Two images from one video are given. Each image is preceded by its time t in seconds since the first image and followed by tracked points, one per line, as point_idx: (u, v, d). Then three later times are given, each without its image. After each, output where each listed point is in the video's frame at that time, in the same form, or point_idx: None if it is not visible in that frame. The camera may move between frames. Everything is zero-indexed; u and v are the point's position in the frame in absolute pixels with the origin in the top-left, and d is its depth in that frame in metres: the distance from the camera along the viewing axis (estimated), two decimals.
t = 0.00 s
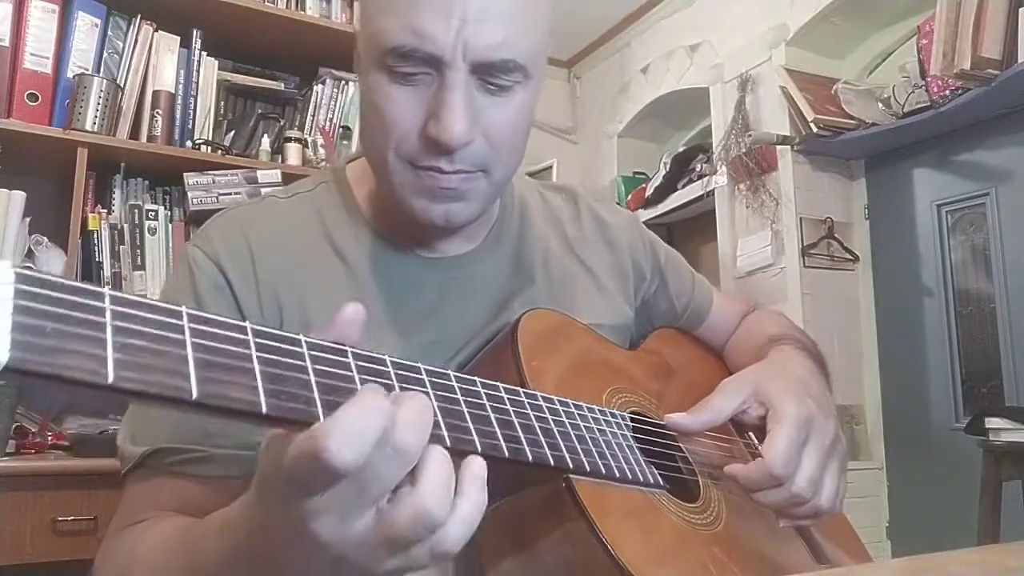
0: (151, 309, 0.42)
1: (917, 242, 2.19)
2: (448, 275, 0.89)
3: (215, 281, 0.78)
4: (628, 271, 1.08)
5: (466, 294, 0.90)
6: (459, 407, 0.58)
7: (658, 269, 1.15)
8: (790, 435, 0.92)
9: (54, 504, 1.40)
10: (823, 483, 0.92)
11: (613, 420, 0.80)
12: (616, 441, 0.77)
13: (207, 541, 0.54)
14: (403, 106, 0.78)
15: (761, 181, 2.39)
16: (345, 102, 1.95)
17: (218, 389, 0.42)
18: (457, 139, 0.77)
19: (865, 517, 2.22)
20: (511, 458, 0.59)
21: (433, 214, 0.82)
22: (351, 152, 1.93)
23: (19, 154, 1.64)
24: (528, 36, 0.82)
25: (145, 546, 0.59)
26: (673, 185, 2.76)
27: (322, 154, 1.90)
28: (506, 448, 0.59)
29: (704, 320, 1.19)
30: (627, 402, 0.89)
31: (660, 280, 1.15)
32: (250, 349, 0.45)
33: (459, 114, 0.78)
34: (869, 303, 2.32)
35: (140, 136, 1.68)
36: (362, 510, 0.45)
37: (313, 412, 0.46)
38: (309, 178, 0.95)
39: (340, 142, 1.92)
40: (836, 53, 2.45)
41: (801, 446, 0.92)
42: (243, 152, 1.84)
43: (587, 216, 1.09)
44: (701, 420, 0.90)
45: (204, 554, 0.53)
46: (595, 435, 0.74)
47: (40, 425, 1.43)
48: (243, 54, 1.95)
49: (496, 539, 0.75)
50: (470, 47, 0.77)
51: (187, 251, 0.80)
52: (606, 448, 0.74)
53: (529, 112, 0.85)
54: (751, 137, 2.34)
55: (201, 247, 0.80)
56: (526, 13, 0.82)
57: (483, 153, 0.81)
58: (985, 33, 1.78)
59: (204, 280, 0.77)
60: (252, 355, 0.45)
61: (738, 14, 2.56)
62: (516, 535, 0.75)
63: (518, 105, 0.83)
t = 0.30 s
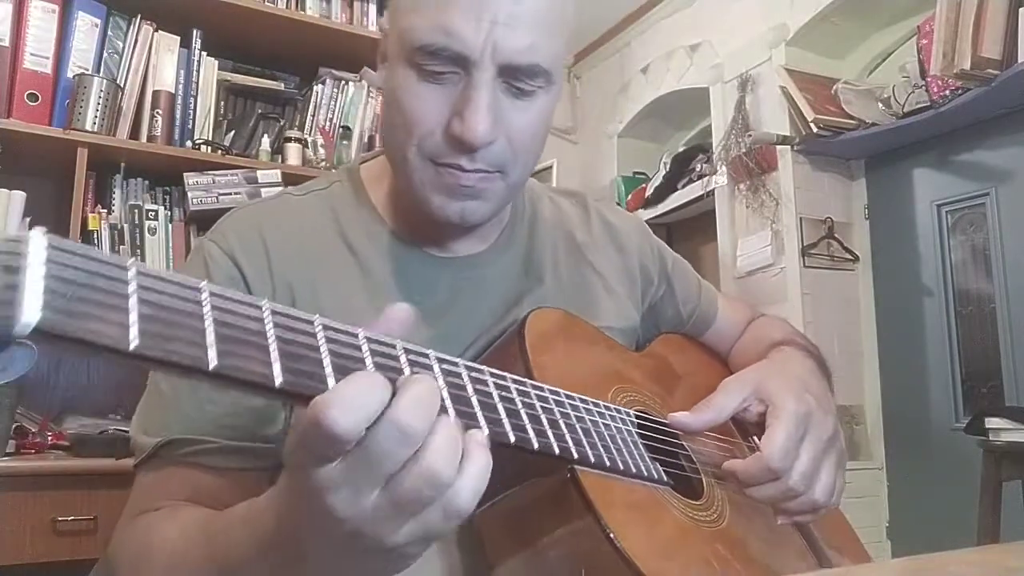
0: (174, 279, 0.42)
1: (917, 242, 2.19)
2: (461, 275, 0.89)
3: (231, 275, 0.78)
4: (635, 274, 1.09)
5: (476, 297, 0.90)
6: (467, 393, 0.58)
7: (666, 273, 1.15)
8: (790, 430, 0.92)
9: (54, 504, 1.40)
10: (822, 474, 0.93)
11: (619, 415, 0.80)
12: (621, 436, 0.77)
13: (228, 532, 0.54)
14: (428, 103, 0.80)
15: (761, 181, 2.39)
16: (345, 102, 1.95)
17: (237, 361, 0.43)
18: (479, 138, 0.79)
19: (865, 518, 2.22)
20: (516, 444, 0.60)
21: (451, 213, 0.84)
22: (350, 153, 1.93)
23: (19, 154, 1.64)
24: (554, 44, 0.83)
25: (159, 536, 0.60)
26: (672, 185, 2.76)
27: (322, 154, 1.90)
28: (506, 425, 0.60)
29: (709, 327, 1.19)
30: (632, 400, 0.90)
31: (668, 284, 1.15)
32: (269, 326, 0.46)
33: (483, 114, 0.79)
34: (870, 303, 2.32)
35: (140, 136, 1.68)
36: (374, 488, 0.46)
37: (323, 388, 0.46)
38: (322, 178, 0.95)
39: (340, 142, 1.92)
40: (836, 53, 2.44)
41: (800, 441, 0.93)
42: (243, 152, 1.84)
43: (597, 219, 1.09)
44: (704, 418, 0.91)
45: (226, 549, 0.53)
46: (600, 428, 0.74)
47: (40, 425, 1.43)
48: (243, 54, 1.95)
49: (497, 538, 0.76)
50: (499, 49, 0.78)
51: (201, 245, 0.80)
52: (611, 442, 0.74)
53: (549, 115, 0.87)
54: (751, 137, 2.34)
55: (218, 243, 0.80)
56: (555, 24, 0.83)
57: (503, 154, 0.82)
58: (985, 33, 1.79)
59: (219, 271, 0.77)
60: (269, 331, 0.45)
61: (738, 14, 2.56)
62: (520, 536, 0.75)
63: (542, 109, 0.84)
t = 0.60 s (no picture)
0: (207, 262, 0.45)
1: (917, 241, 2.19)
2: (475, 274, 0.90)
3: (249, 266, 0.78)
4: (651, 276, 1.11)
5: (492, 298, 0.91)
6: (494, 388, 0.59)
7: (678, 275, 1.17)
8: (810, 445, 0.93)
9: (53, 503, 1.40)
10: (835, 491, 0.94)
11: (634, 414, 0.80)
12: (636, 434, 0.77)
13: (286, 525, 0.56)
14: (466, 100, 0.80)
15: (761, 181, 2.39)
16: (345, 102, 1.95)
17: (265, 344, 0.45)
18: (518, 140, 0.79)
19: (864, 517, 2.22)
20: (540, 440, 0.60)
21: (476, 212, 0.84)
22: (350, 153, 1.93)
23: (19, 154, 1.64)
24: (597, 49, 0.84)
25: (192, 525, 0.61)
26: (673, 186, 2.76)
27: (322, 154, 1.90)
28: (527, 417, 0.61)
29: (723, 327, 1.21)
30: (647, 399, 0.91)
31: (681, 286, 1.17)
32: (297, 312, 0.48)
33: (523, 115, 0.79)
34: (869, 303, 2.32)
35: (140, 136, 1.68)
36: (396, 468, 0.46)
37: (350, 374, 0.48)
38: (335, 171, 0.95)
39: (340, 142, 1.92)
40: (836, 53, 2.44)
41: (818, 456, 0.94)
42: (243, 152, 1.84)
43: (610, 218, 1.12)
44: (721, 421, 0.91)
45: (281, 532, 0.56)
46: (616, 426, 0.74)
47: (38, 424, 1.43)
48: (243, 54, 1.95)
49: (512, 534, 0.75)
50: (545, 54, 0.79)
51: (215, 237, 0.80)
52: (627, 440, 0.74)
53: (580, 121, 0.87)
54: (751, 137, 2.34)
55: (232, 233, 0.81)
56: (598, 30, 0.84)
57: (536, 157, 0.82)
58: (985, 33, 1.78)
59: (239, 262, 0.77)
60: (296, 315, 0.48)
61: (738, 14, 2.56)
62: (535, 532, 0.75)
63: (576, 116, 0.85)
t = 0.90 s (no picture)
0: (245, 252, 0.45)
1: (917, 241, 2.19)
2: (487, 276, 0.91)
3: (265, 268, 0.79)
4: (668, 280, 1.12)
5: (508, 299, 0.92)
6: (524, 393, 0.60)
7: (695, 275, 1.17)
8: (828, 456, 0.93)
9: (53, 504, 1.40)
10: (849, 503, 0.94)
11: (655, 417, 0.80)
12: (657, 439, 0.77)
13: (320, 522, 0.57)
14: (494, 113, 0.79)
15: (761, 181, 2.39)
16: (345, 102, 1.95)
17: (306, 341, 0.45)
18: (545, 158, 0.78)
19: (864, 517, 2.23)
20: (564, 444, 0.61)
21: (493, 221, 0.84)
22: (350, 153, 1.93)
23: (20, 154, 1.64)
24: (630, 65, 0.84)
25: (216, 535, 0.61)
26: (673, 186, 2.77)
27: (322, 154, 1.90)
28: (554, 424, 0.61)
29: (738, 328, 1.21)
30: (664, 401, 0.91)
31: (698, 287, 1.17)
32: (335, 307, 0.48)
33: (551, 133, 0.78)
34: (869, 302, 2.32)
35: (140, 136, 1.68)
36: (445, 470, 0.47)
37: (387, 374, 0.48)
38: (349, 167, 0.95)
39: (340, 142, 1.92)
40: (836, 53, 2.44)
41: (833, 467, 0.93)
42: (243, 152, 1.84)
43: (628, 219, 1.12)
44: (739, 426, 0.92)
45: (312, 532, 0.57)
46: (639, 430, 0.75)
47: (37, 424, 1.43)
48: (243, 54, 1.95)
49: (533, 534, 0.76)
50: (579, 70, 0.78)
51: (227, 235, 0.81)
52: (649, 445, 0.75)
53: (607, 136, 0.87)
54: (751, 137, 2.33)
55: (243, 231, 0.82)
56: (634, 47, 0.84)
57: (560, 173, 0.82)
58: (985, 33, 1.78)
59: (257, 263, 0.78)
60: (335, 311, 0.48)
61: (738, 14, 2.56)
62: (551, 531, 0.75)
63: (602, 131, 0.85)
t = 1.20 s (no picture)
0: (248, 254, 0.45)
1: (917, 241, 2.19)
2: (490, 278, 0.91)
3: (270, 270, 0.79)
4: (675, 280, 1.12)
5: (513, 300, 0.92)
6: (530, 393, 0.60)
7: (701, 275, 1.17)
8: (832, 451, 0.93)
9: (53, 504, 1.40)
10: (851, 498, 0.93)
11: (659, 418, 0.81)
12: (662, 442, 0.77)
13: (316, 523, 0.57)
14: (499, 110, 0.79)
15: (761, 181, 2.39)
16: (345, 102, 1.94)
17: (308, 344, 0.45)
18: (550, 155, 0.78)
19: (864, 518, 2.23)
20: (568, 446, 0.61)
21: (498, 221, 0.83)
22: (350, 153, 1.93)
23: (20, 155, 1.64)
24: (637, 65, 0.84)
25: (215, 535, 0.61)
26: (674, 185, 2.76)
27: (322, 154, 1.90)
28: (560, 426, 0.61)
29: (743, 328, 1.22)
30: (669, 402, 0.91)
31: (703, 285, 1.17)
32: (338, 309, 0.48)
33: (556, 131, 0.78)
34: (870, 302, 2.32)
35: (140, 136, 1.68)
36: (447, 480, 0.46)
37: (391, 380, 0.48)
38: (354, 165, 0.95)
39: (340, 142, 1.92)
40: (836, 53, 2.44)
41: (831, 461, 0.93)
42: (243, 152, 1.84)
43: (633, 219, 1.12)
44: (744, 426, 0.92)
45: (308, 533, 0.57)
46: (643, 433, 0.75)
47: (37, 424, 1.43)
48: (243, 54, 1.95)
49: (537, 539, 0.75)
50: (584, 67, 0.79)
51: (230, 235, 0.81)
52: (653, 448, 0.75)
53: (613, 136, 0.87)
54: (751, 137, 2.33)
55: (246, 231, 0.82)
56: (640, 45, 0.84)
57: (565, 172, 0.82)
58: (985, 33, 1.78)
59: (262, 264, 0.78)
60: (338, 314, 0.48)
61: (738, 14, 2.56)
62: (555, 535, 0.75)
63: (608, 131, 0.85)
